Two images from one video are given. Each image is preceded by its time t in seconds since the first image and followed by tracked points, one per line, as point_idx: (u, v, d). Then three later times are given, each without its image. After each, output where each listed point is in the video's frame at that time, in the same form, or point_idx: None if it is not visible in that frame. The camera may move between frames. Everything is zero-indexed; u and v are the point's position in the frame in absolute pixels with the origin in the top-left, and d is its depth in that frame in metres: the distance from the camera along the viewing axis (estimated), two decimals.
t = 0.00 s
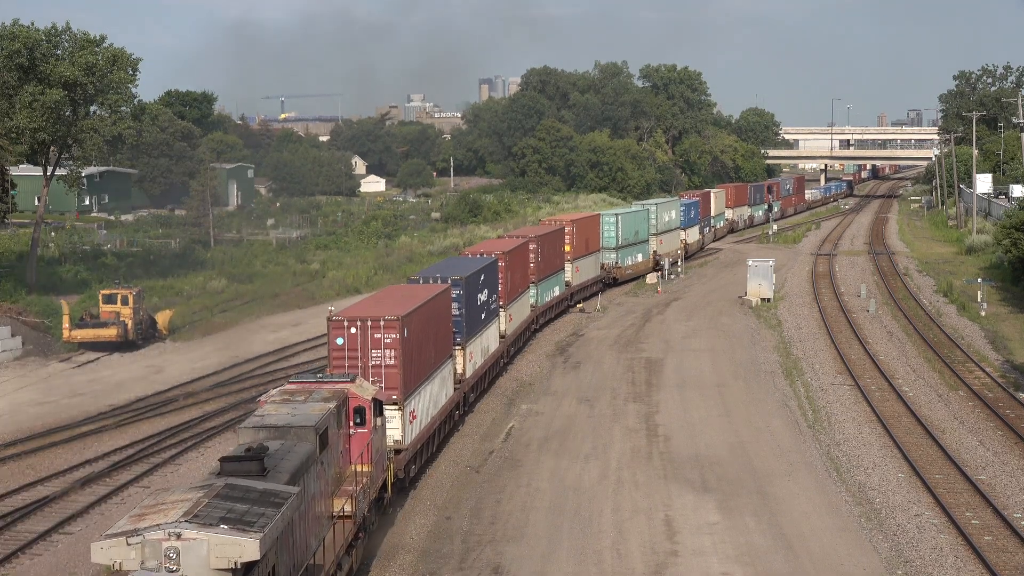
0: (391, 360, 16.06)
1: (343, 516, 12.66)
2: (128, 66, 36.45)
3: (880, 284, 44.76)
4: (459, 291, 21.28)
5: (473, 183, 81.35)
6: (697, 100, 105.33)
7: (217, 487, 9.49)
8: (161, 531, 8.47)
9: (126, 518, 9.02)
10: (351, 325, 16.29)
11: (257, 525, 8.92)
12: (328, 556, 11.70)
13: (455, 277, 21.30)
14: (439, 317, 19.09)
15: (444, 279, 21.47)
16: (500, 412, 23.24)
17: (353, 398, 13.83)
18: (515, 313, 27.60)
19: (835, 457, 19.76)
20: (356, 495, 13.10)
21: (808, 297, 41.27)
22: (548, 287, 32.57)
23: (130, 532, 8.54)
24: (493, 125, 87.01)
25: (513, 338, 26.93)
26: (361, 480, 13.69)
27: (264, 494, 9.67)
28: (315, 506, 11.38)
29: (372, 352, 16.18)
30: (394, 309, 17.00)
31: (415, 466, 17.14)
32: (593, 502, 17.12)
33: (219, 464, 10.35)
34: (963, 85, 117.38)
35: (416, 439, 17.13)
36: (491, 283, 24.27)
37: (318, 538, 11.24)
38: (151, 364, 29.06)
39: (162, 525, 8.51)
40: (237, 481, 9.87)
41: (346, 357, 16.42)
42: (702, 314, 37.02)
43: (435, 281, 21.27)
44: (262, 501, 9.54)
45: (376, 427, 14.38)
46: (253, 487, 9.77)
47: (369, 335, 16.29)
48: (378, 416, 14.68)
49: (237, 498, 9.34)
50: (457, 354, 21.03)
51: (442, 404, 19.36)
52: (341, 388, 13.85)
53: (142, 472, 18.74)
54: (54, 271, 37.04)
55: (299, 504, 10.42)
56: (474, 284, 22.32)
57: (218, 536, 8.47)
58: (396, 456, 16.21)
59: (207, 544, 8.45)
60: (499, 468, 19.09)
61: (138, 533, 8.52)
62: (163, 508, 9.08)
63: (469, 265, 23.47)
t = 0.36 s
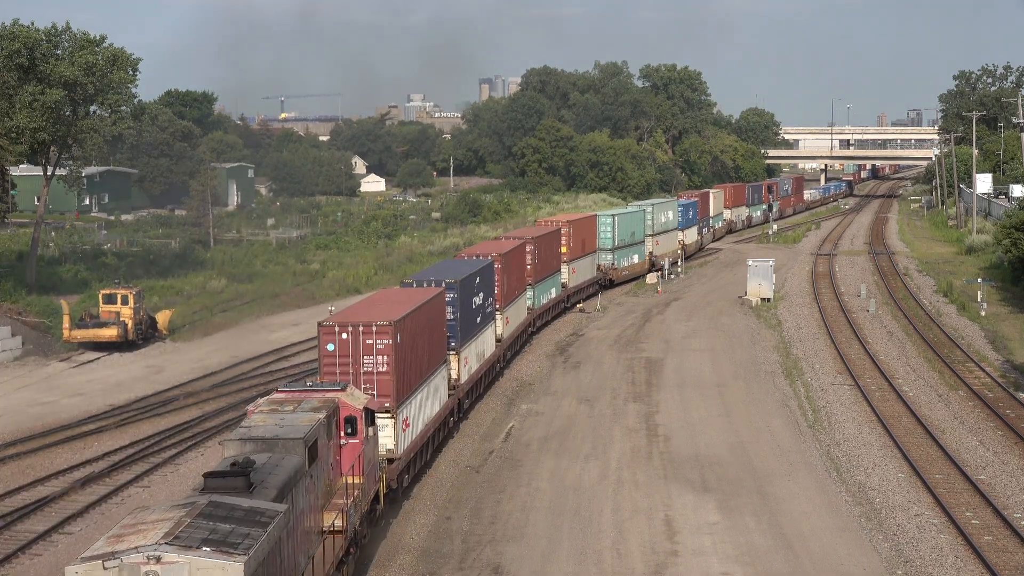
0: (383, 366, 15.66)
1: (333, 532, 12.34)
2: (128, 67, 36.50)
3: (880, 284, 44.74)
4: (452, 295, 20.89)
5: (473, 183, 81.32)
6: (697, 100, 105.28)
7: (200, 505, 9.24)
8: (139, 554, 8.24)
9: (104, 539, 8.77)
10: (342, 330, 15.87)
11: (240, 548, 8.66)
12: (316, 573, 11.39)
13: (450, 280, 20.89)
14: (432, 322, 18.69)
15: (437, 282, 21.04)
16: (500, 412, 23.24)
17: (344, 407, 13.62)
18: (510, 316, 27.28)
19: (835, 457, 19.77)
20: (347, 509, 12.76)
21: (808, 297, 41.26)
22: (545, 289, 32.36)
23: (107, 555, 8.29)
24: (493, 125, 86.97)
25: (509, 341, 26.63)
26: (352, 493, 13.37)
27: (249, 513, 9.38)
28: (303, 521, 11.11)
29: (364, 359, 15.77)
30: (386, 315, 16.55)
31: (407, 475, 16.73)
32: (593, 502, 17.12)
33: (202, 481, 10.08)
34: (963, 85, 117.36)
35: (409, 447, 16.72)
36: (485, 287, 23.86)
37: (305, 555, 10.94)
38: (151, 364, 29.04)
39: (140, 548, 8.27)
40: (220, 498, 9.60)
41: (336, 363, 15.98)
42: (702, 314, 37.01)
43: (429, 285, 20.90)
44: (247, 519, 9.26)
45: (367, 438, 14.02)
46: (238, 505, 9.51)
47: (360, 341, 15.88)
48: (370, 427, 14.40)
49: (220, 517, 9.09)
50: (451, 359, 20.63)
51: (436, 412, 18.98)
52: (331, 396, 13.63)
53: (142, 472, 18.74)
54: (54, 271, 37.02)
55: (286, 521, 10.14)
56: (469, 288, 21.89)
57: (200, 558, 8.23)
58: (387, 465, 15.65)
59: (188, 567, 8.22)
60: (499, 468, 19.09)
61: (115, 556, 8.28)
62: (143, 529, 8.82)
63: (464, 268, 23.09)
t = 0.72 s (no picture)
0: (376, 374, 15.11)
1: (322, 548, 11.82)
2: (129, 66, 36.45)
3: (880, 284, 44.75)
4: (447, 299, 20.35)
5: (473, 183, 81.40)
6: (697, 99, 105.31)
7: (181, 525, 8.64)
8: None
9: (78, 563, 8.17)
10: (332, 337, 15.25)
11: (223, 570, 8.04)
12: None
13: (444, 283, 20.36)
14: (426, 326, 18.10)
15: (432, 285, 20.49)
16: (500, 412, 23.25)
17: (333, 417, 13.16)
18: (507, 319, 26.96)
19: (835, 457, 19.76)
20: (337, 523, 12.29)
21: (808, 297, 41.26)
22: (542, 291, 32.17)
23: None
24: (493, 125, 86.98)
25: (505, 345, 26.33)
26: (343, 506, 12.89)
27: (233, 533, 8.78)
28: (292, 539, 10.56)
29: (355, 366, 15.19)
30: (378, 319, 15.99)
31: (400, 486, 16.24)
32: (593, 502, 17.12)
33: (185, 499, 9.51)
34: (963, 85, 117.37)
35: (401, 456, 16.20)
36: (481, 289, 23.32)
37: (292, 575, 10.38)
38: (151, 364, 29.03)
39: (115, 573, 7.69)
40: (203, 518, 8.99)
41: (326, 371, 15.36)
42: (702, 314, 37.00)
43: (423, 288, 20.37)
44: (232, 541, 8.65)
45: (360, 450, 13.62)
46: (222, 524, 8.90)
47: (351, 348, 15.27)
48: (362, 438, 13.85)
49: (202, 539, 8.47)
50: (446, 364, 20.18)
51: (430, 418, 18.47)
52: (320, 406, 13.12)
53: (142, 472, 18.73)
54: (54, 271, 36.99)
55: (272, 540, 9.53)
56: (464, 290, 21.35)
57: None
58: (380, 475, 15.35)
59: None
60: (499, 468, 19.10)
61: None
62: (120, 551, 8.25)
63: (458, 270, 22.56)
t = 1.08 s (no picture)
0: (368, 381, 14.68)
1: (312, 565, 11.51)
2: (128, 66, 36.47)
3: (880, 284, 44.72)
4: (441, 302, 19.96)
5: (473, 183, 81.43)
6: (697, 99, 105.32)
7: (163, 547, 8.50)
8: None
9: None
10: (323, 343, 14.82)
11: None
12: None
13: (437, 287, 19.96)
14: (420, 331, 17.68)
15: (426, 288, 20.09)
16: (500, 412, 23.25)
17: (324, 428, 12.60)
18: (504, 322, 26.71)
19: (835, 457, 19.76)
20: (328, 539, 11.96)
21: (808, 297, 41.23)
22: (538, 293, 32.00)
23: None
24: (493, 125, 86.98)
25: (502, 349, 26.06)
26: (334, 520, 12.55)
27: (217, 556, 8.63)
28: (278, 556, 10.38)
29: (347, 373, 14.77)
30: (369, 325, 15.55)
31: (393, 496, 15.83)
32: (593, 502, 17.12)
33: (167, 517, 9.34)
34: (963, 85, 117.32)
35: (395, 466, 15.77)
36: (476, 292, 22.94)
37: None
38: (151, 364, 29.02)
39: None
40: (186, 539, 8.83)
41: (317, 378, 14.95)
42: (702, 314, 36.98)
43: (417, 292, 20.00)
44: (216, 563, 8.51)
45: (349, 462, 13.07)
46: (205, 546, 8.76)
47: (342, 354, 14.85)
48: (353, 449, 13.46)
49: (185, 562, 8.32)
50: (440, 369, 19.80)
51: (424, 425, 18.07)
52: (311, 417, 12.65)
53: (142, 472, 18.73)
54: (54, 271, 36.97)
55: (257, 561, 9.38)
56: (458, 294, 21.00)
57: None
58: (372, 486, 14.83)
59: None
60: (499, 468, 19.09)
61: None
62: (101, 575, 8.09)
63: (453, 274, 22.19)
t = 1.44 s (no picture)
0: (359, 389, 14.53)
1: None
2: (128, 66, 36.50)
3: (880, 284, 44.74)
4: (434, 306, 19.83)
5: (473, 183, 81.46)
6: (697, 99, 105.35)
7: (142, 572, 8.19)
8: None
9: None
10: (312, 349, 14.64)
11: None
12: None
13: (431, 291, 19.84)
14: (412, 337, 17.52)
15: (419, 293, 19.95)
16: (500, 412, 23.26)
17: (315, 440, 12.37)
18: (500, 326, 26.59)
19: (835, 457, 19.76)
20: (316, 556, 11.75)
21: (807, 297, 41.24)
22: (535, 296, 31.92)
23: None
24: (492, 125, 86.93)
25: (499, 353, 25.93)
26: (323, 537, 12.33)
27: None
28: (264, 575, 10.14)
29: (337, 381, 14.62)
30: (360, 331, 15.42)
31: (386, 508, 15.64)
32: (593, 502, 17.12)
33: (147, 538, 9.03)
34: (963, 85, 117.32)
35: (387, 476, 15.58)
36: (470, 296, 22.82)
37: None
38: (151, 364, 29.02)
39: None
40: (168, 562, 8.52)
41: (306, 386, 14.76)
42: (702, 314, 36.99)
43: (410, 296, 19.86)
44: None
45: (341, 475, 12.87)
46: (188, 569, 8.44)
47: (332, 362, 14.68)
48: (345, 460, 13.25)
49: None
50: (434, 375, 19.60)
51: (417, 434, 17.87)
52: (301, 428, 12.39)
53: (142, 472, 18.73)
54: (54, 271, 36.95)
55: None
56: (452, 299, 20.87)
57: None
58: (364, 498, 14.68)
59: None
60: (500, 468, 19.09)
61: None
62: None
63: (446, 277, 22.08)
